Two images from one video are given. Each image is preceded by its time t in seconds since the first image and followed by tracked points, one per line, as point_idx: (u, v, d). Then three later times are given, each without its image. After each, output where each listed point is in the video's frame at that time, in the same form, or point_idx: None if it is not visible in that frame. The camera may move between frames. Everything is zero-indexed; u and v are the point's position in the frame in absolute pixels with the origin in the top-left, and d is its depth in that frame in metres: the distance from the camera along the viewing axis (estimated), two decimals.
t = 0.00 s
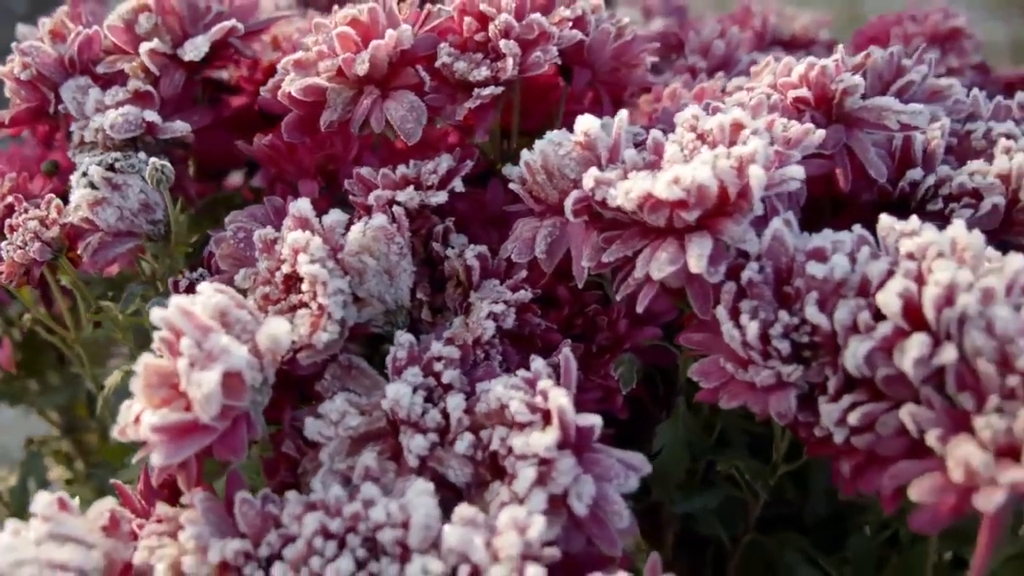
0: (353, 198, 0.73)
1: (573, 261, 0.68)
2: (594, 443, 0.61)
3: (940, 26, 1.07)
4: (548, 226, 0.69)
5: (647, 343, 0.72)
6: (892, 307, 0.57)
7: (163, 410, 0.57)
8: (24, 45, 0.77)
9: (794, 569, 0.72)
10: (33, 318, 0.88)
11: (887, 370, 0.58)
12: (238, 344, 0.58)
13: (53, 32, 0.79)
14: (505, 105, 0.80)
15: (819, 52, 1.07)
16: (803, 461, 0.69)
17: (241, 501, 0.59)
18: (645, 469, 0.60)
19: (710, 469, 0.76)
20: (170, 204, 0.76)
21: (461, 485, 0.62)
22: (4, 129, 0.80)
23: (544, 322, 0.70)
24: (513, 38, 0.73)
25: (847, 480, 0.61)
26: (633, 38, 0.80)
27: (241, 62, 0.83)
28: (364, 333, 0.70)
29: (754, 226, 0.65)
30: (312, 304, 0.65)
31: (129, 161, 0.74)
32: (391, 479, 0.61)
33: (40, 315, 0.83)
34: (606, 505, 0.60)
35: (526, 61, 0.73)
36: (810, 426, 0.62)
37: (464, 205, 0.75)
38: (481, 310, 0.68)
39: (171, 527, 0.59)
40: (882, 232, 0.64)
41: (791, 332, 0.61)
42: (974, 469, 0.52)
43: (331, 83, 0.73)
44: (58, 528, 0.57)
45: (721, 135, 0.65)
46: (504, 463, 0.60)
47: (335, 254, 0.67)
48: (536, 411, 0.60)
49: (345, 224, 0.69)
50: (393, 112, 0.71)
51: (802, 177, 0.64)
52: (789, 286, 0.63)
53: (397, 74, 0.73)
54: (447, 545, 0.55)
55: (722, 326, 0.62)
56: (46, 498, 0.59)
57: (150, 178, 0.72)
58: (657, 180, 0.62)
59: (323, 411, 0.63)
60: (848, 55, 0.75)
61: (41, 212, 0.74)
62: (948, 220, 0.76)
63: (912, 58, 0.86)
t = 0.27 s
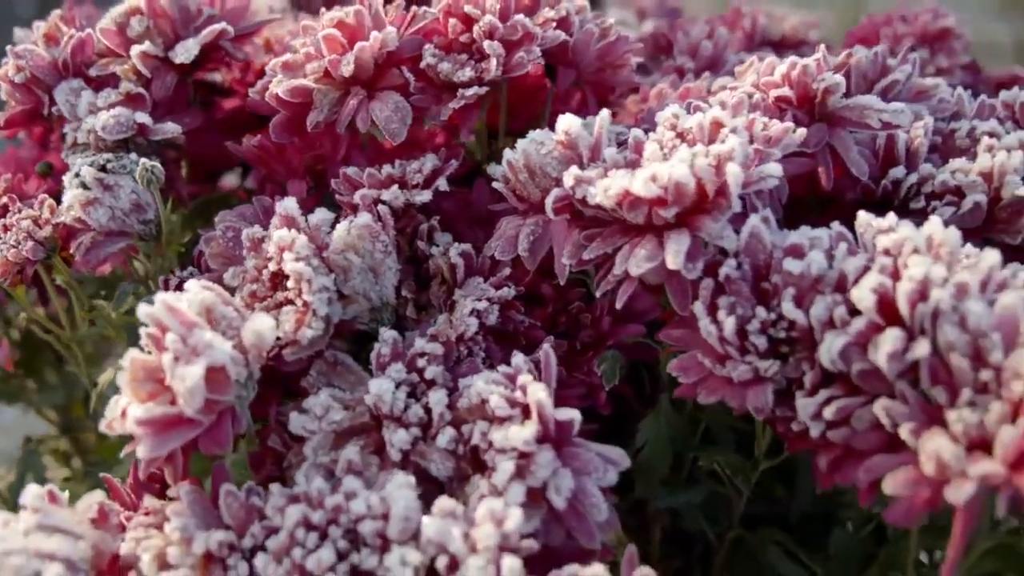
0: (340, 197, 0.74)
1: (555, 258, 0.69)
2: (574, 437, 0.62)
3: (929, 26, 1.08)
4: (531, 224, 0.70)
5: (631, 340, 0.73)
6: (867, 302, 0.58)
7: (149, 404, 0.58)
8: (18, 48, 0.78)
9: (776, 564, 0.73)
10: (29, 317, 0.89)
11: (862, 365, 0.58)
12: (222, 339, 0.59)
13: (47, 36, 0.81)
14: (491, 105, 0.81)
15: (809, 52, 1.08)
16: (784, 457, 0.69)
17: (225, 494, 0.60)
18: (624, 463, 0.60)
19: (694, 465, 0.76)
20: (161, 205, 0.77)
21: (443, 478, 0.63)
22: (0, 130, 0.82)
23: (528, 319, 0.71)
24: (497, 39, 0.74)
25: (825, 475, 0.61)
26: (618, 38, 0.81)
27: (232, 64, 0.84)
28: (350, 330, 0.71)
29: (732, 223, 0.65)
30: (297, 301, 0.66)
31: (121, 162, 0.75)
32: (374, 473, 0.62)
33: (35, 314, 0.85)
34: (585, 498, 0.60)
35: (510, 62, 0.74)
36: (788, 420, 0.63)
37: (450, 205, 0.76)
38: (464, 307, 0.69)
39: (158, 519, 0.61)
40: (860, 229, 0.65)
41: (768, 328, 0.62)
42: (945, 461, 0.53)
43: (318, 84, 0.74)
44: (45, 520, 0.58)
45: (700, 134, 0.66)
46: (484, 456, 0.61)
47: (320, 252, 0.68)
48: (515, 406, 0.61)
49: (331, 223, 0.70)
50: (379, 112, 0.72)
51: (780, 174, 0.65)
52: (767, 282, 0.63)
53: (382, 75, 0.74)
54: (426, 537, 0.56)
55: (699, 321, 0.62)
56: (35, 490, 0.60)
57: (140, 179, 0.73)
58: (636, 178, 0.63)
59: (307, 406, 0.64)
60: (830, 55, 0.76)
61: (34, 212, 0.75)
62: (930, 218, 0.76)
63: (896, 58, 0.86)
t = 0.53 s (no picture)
0: (334, 193, 0.75)
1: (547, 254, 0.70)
2: (563, 430, 0.63)
3: (926, 25, 1.08)
4: (522, 220, 0.71)
5: (622, 335, 0.74)
6: (852, 296, 0.58)
7: (144, 395, 0.59)
8: (20, 48, 0.80)
9: (767, 557, 0.73)
10: (32, 314, 0.90)
11: (847, 358, 0.59)
12: (216, 332, 0.60)
13: (49, 36, 0.82)
14: (486, 104, 0.82)
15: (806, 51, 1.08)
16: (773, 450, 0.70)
17: (219, 484, 0.61)
18: (612, 456, 0.61)
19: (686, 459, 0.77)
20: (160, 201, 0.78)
21: (434, 470, 0.63)
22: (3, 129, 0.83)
23: (520, 314, 0.72)
24: (491, 37, 0.75)
25: (812, 468, 0.62)
26: (611, 37, 0.82)
27: (231, 64, 0.85)
28: (345, 325, 0.72)
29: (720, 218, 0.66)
30: (291, 295, 0.67)
31: (120, 160, 0.76)
32: (366, 464, 0.63)
33: (37, 311, 0.86)
34: (573, 490, 0.61)
35: (502, 60, 0.75)
36: (775, 413, 0.63)
37: (444, 201, 0.77)
38: (457, 302, 0.70)
39: (153, 509, 0.62)
40: (849, 224, 0.65)
41: (756, 322, 0.63)
42: (927, 453, 0.53)
43: (313, 83, 0.75)
44: (43, 509, 0.59)
45: (689, 130, 0.67)
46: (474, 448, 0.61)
47: (315, 248, 0.69)
48: (505, 398, 0.62)
49: (326, 219, 0.71)
50: (373, 110, 0.73)
51: (769, 170, 0.66)
52: (755, 277, 0.64)
53: (377, 74, 0.75)
54: (414, 527, 0.56)
55: (687, 315, 0.63)
56: (33, 481, 0.61)
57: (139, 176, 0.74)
58: (624, 174, 0.64)
59: (301, 398, 0.65)
60: (821, 52, 0.76)
61: (35, 209, 0.77)
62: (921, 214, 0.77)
63: (890, 56, 0.87)
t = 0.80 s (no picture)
0: (329, 190, 0.76)
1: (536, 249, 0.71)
2: (550, 422, 0.64)
3: (921, 24, 1.09)
4: (513, 216, 0.72)
5: (613, 330, 0.75)
6: (834, 288, 0.59)
7: (139, 386, 0.61)
8: (23, 49, 0.81)
9: (755, 550, 0.74)
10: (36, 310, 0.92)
11: (830, 350, 0.59)
12: (209, 324, 0.62)
13: (52, 37, 0.83)
14: (479, 102, 0.83)
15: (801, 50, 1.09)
16: (761, 443, 0.70)
17: (213, 473, 0.62)
18: (598, 447, 0.62)
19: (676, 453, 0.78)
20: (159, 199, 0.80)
21: (424, 461, 0.65)
22: (7, 128, 0.85)
23: (510, 309, 0.73)
24: (483, 37, 0.76)
25: (795, 459, 0.62)
26: (603, 35, 0.83)
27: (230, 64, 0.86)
28: (338, 319, 0.73)
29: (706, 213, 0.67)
30: (284, 290, 0.68)
31: (120, 158, 0.77)
32: (356, 455, 0.64)
33: (41, 307, 0.88)
34: (559, 481, 0.62)
35: (495, 59, 0.76)
36: (760, 405, 0.64)
37: (438, 198, 0.78)
38: (448, 296, 0.71)
39: (149, 498, 0.63)
40: (834, 219, 0.66)
41: (740, 315, 0.63)
42: (906, 443, 0.54)
43: (309, 82, 0.76)
44: (41, 498, 0.60)
45: (676, 127, 0.68)
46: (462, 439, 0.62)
47: (309, 243, 0.70)
48: (492, 390, 0.63)
49: (320, 215, 0.72)
50: (367, 109, 0.75)
51: (755, 166, 0.67)
52: (740, 271, 0.65)
53: (372, 73, 0.76)
54: (401, 515, 0.57)
55: (672, 308, 0.64)
56: (32, 470, 0.62)
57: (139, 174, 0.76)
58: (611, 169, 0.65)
59: (294, 390, 0.66)
60: (809, 50, 0.77)
61: (37, 207, 0.78)
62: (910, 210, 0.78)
63: (882, 54, 0.88)
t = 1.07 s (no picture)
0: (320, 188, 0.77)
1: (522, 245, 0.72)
2: (533, 415, 0.65)
3: (914, 23, 1.10)
4: (499, 213, 0.73)
5: (599, 325, 0.76)
6: (810, 282, 0.60)
7: (129, 378, 0.62)
8: (21, 52, 0.83)
9: (739, 543, 0.74)
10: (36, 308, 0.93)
11: (807, 343, 0.60)
12: (198, 318, 0.63)
13: (50, 39, 0.85)
14: (469, 101, 0.84)
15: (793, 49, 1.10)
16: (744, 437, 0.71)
17: (202, 465, 0.63)
18: (579, 440, 0.64)
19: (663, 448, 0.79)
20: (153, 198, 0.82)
21: (409, 453, 0.66)
22: (7, 129, 0.87)
23: (497, 305, 0.74)
24: (471, 37, 0.77)
25: (774, 451, 0.63)
26: (591, 35, 0.84)
27: (225, 65, 0.88)
28: (328, 315, 0.74)
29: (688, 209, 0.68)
30: (274, 285, 0.70)
31: (116, 158, 0.80)
32: (343, 447, 0.65)
33: (41, 306, 0.89)
34: (542, 472, 0.63)
35: (483, 59, 0.77)
36: (740, 399, 0.65)
37: (428, 196, 0.80)
38: (435, 292, 0.72)
39: (139, 488, 0.64)
40: (815, 215, 0.67)
41: (720, 309, 0.64)
42: (878, 433, 0.55)
43: (300, 82, 0.77)
44: (34, 488, 0.62)
45: (658, 124, 0.69)
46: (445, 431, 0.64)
47: (299, 240, 0.72)
48: (476, 383, 0.64)
49: (310, 213, 0.74)
50: (357, 108, 0.76)
51: (736, 162, 0.67)
52: (721, 266, 0.66)
53: (362, 73, 0.78)
54: (383, 504, 0.59)
55: (652, 303, 0.65)
56: (27, 461, 0.64)
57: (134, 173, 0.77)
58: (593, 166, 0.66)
59: (282, 384, 0.68)
60: (793, 49, 0.78)
61: (35, 205, 0.79)
62: (895, 206, 0.78)
63: (869, 52, 0.88)
